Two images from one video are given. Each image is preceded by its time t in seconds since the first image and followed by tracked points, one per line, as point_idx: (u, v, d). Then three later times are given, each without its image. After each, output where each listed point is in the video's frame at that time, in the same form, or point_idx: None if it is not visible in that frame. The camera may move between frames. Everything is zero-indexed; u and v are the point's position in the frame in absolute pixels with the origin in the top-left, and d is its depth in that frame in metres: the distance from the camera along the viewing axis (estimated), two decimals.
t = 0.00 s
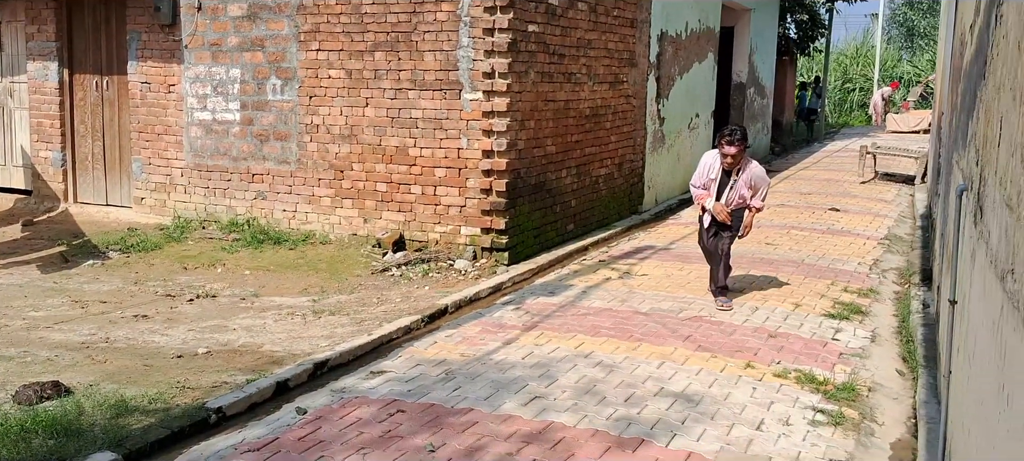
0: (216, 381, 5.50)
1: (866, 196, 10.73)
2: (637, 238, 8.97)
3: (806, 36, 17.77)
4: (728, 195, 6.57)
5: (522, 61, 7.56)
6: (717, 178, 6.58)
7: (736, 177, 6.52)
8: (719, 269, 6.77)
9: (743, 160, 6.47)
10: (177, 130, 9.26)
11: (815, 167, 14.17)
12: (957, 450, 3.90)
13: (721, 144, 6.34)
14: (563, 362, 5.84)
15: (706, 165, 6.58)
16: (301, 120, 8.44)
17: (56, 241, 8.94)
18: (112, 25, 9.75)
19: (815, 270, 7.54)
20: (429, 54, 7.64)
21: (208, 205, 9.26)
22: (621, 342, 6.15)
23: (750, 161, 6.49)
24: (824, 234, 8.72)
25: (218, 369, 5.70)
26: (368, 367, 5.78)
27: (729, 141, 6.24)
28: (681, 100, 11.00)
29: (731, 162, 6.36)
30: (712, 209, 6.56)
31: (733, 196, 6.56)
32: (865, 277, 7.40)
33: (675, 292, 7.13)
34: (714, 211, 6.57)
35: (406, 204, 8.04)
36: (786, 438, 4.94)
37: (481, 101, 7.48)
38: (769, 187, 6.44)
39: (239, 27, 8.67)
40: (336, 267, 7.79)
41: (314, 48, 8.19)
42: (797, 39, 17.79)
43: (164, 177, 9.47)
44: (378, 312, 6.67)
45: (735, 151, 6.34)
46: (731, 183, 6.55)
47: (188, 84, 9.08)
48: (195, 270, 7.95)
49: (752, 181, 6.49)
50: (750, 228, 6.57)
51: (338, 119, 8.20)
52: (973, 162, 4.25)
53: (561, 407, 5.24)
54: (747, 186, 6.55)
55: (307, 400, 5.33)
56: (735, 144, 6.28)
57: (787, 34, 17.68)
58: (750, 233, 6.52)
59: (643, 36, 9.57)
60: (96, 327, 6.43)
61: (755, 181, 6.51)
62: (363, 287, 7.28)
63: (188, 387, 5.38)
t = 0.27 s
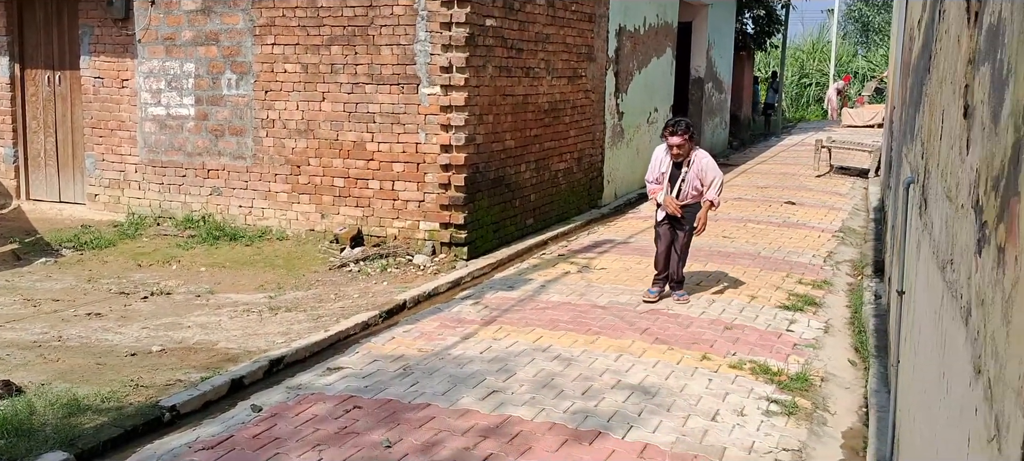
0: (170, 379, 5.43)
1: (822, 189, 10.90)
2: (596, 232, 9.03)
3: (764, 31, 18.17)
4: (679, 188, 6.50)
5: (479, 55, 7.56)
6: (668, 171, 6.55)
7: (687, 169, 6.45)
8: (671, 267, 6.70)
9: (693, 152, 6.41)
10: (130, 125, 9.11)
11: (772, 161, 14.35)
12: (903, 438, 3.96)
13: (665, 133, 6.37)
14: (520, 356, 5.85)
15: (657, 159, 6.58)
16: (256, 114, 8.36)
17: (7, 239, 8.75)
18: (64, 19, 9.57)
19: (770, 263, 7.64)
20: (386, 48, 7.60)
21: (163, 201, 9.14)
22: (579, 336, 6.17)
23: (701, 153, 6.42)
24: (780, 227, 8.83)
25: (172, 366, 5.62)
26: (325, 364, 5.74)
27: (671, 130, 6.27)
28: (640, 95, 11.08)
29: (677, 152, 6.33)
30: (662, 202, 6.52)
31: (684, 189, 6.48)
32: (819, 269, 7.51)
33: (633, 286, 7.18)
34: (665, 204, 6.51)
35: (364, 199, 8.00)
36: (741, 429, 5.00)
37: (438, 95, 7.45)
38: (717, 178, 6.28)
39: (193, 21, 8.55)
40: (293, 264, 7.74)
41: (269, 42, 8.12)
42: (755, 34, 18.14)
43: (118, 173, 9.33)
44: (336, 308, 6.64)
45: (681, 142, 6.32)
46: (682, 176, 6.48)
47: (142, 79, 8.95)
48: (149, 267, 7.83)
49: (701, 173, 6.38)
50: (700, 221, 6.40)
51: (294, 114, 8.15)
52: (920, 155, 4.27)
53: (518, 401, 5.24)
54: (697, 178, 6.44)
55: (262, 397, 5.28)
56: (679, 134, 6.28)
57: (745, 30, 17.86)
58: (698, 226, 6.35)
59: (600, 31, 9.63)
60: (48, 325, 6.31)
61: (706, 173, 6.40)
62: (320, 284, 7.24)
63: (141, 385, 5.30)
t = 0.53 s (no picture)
0: (131, 380, 5.35)
1: (785, 183, 11.02)
2: (562, 227, 9.06)
3: (727, 26, 18.27)
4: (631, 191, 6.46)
5: (442, 51, 7.54)
6: (617, 174, 6.51)
7: (636, 171, 6.41)
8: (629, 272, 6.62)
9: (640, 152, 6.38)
10: (89, 124, 8.97)
11: (736, 155, 14.49)
12: (861, 426, 3.99)
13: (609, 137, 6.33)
14: (486, 351, 5.85)
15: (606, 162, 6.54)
16: (217, 112, 8.27)
17: None
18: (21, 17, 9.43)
19: (733, 256, 7.71)
20: (348, 44, 7.55)
21: (123, 200, 9.02)
22: (544, 330, 6.19)
23: (648, 153, 6.39)
24: (743, 220, 8.92)
25: (134, 367, 5.55)
26: (288, 362, 5.70)
27: (614, 132, 6.23)
28: (604, 90, 11.12)
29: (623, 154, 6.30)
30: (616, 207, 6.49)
31: (636, 191, 6.45)
32: (782, 261, 7.60)
33: (598, 280, 7.22)
34: (619, 209, 6.48)
35: (328, 197, 7.96)
36: (703, 420, 5.04)
37: (401, 92, 7.42)
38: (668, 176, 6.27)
39: (152, 18, 8.43)
40: (257, 263, 7.68)
41: (230, 39, 8.03)
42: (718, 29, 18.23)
43: (78, 173, 9.19)
44: (299, 306, 6.60)
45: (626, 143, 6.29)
46: (632, 178, 6.44)
47: (101, 77, 8.81)
48: (110, 267, 7.71)
49: (650, 172, 6.35)
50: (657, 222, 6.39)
51: (256, 111, 8.08)
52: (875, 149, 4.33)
53: (483, 396, 5.24)
54: (649, 178, 6.42)
55: (225, 397, 5.23)
56: (622, 135, 6.25)
57: (708, 25, 18.00)
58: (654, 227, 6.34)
59: (564, 26, 9.66)
60: (7, 327, 6.19)
61: (655, 173, 6.37)
62: (283, 282, 7.19)
63: (102, 387, 5.22)
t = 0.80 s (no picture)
0: (106, 379, 5.31)
1: (762, 178, 11.09)
2: (541, 223, 9.07)
3: (704, 22, 18.29)
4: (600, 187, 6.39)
5: (419, 47, 7.52)
6: (587, 170, 6.43)
7: (607, 167, 6.36)
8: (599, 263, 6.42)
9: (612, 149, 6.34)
10: (64, 122, 8.88)
11: (714, 151, 14.57)
12: (835, 417, 4.02)
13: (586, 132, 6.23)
14: (464, 348, 5.84)
15: (576, 158, 6.44)
16: (192, 110, 8.20)
17: None
18: None
19: (711, 251, 7.75)
20: (324, 40, 7.52)
21: (99, 199, 8.94)
22: (522, 326, 6.19)
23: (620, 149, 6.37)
24: (721, 215, 8.96)
25: (109, 367, 5.50)
26: (265, 360, 5.67)
27: (593, 128, 6.14)
28: (582, 86, 11.15)
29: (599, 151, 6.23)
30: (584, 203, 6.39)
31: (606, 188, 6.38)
32: (758, 255, 7.65)
33: (576, 276, 7.23)
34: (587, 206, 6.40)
35: (305, 194, 7.94)
36: (681, 414, 5.07)
37: (378, 88, 7.40)
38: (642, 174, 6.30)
39: (126, 15, 8.35)
40: (234, 261, 7.63)
41: (204, 36, 7.96)
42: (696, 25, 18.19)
43: (52, 172, 9.09)
44: (276, 304, 6.57)
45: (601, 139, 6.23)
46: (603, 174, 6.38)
47: (75, 75, 8.72)
48: (86, 266, 7.64)
49: (624, 170, 6.33)
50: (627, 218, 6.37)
51: (231, 108, 8.02)
52: (847, 144, 4.36)
53: (460, 393, 5.24)
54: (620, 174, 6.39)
55: (201, 396, 5.19)
56: (600, 131, 6.18)
57: (687, 21, 18.02)
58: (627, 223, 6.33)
59: (541, 22, 9.67)
60: None
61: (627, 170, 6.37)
62: (260, 280, 7.15)
63: (77, 387, 5.17)
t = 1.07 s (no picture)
0: (100, 379, 5.29)
1: (755, 174, 11.10)
2: (535, 221, 9.08)
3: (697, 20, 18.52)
4: (592, 191, 6.13)
5: (411, 45, 7.51)
6: (580, 172, 6.14)
7: (602, 171, 6.11)
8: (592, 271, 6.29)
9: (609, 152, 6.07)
10: (56, 122, 8.85)
11: (707, 147, 14.58)
12: (828, 409, 4.04)
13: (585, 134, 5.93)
14: (458, 345, 5.84)
15: (569, 159, 6.14)
16: (184, 109, 8.18)
17: None
18: None
19: (704, 247, 7.76)
20: (316, 38, 7.51)
21: (91, 199, 8.91)
22: (516, 324, 6.20)
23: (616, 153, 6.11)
24: (715, 212, 8.97)
25: (103, 366, 5.49)
26: (259, 359, 5.66)
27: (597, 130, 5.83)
28: (575, 83, 11.15)
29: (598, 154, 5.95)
30: (575, 206, 6.10)
31: (598, 192, 6.13)
32: (752, 251, 7.66)
33: (570, 273, 7.24)
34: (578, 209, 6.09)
35: (298, 193, 7.93)
36: (675, 410, 5.07)
37: (371, 86, 7.39)
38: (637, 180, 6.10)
39: (118, 15, 8.33)
40: (227, 260, 7.62)
41: (196, 35, 7.94)
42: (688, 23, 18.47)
43: (45, 172, 9.07)
44: (270, 303, 6.57)
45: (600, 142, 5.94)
46: (596, 178, 6.12)
47: (67, 74, 8.70)
48: (79, 266, 7.61)
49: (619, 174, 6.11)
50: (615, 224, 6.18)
51: (224, 107, 8.01)
52: (838, 139, 4.37)
53: (454, 390, 5.24)
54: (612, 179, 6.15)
55: (195, 395, 5.18)
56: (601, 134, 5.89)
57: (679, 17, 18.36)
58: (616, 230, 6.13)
59: (534, 20, 9.68)
60: None
61: (622, 175, 6.13)
62: (254, 279, 7.14)
63: (70, 387, 5.16)
